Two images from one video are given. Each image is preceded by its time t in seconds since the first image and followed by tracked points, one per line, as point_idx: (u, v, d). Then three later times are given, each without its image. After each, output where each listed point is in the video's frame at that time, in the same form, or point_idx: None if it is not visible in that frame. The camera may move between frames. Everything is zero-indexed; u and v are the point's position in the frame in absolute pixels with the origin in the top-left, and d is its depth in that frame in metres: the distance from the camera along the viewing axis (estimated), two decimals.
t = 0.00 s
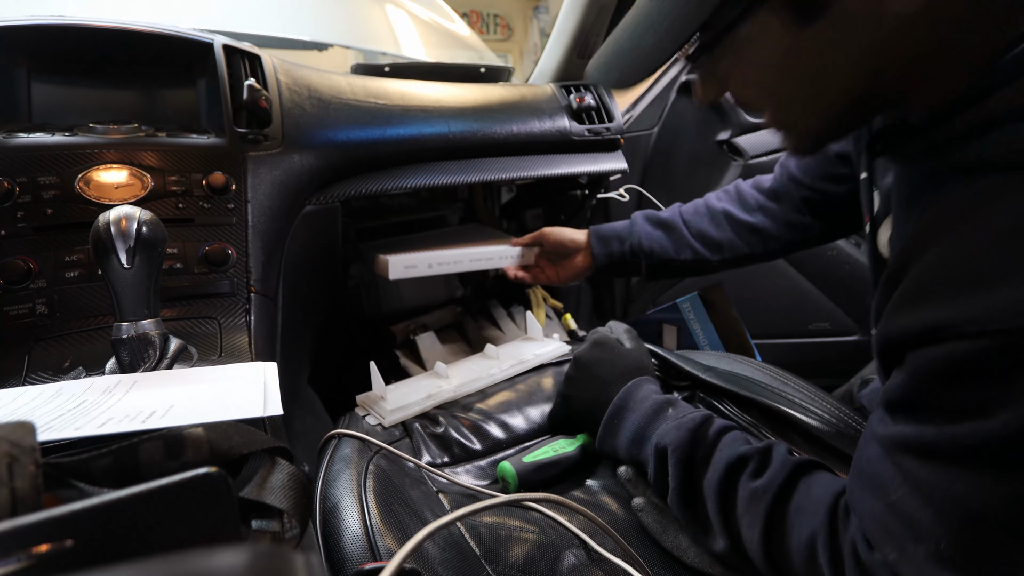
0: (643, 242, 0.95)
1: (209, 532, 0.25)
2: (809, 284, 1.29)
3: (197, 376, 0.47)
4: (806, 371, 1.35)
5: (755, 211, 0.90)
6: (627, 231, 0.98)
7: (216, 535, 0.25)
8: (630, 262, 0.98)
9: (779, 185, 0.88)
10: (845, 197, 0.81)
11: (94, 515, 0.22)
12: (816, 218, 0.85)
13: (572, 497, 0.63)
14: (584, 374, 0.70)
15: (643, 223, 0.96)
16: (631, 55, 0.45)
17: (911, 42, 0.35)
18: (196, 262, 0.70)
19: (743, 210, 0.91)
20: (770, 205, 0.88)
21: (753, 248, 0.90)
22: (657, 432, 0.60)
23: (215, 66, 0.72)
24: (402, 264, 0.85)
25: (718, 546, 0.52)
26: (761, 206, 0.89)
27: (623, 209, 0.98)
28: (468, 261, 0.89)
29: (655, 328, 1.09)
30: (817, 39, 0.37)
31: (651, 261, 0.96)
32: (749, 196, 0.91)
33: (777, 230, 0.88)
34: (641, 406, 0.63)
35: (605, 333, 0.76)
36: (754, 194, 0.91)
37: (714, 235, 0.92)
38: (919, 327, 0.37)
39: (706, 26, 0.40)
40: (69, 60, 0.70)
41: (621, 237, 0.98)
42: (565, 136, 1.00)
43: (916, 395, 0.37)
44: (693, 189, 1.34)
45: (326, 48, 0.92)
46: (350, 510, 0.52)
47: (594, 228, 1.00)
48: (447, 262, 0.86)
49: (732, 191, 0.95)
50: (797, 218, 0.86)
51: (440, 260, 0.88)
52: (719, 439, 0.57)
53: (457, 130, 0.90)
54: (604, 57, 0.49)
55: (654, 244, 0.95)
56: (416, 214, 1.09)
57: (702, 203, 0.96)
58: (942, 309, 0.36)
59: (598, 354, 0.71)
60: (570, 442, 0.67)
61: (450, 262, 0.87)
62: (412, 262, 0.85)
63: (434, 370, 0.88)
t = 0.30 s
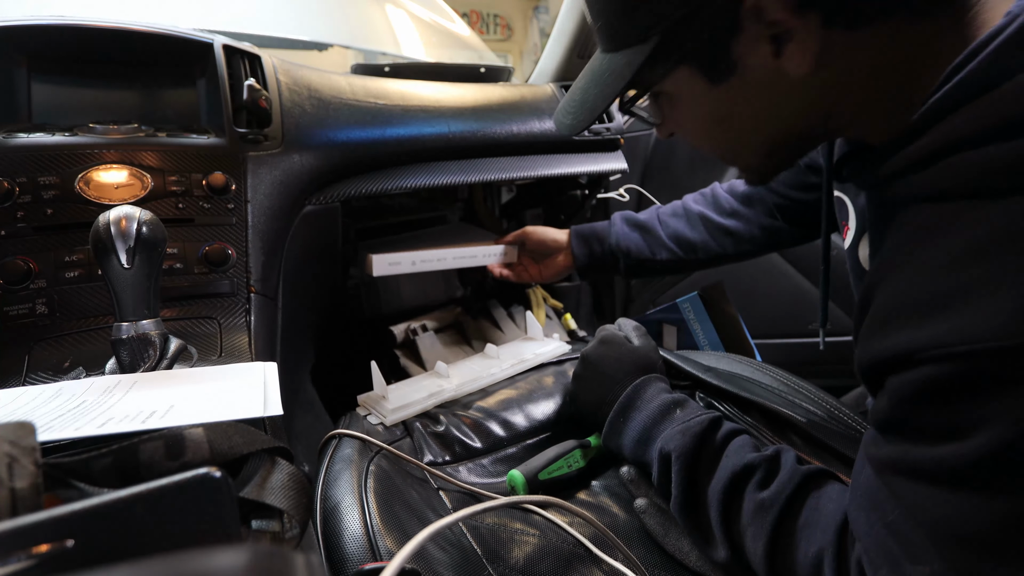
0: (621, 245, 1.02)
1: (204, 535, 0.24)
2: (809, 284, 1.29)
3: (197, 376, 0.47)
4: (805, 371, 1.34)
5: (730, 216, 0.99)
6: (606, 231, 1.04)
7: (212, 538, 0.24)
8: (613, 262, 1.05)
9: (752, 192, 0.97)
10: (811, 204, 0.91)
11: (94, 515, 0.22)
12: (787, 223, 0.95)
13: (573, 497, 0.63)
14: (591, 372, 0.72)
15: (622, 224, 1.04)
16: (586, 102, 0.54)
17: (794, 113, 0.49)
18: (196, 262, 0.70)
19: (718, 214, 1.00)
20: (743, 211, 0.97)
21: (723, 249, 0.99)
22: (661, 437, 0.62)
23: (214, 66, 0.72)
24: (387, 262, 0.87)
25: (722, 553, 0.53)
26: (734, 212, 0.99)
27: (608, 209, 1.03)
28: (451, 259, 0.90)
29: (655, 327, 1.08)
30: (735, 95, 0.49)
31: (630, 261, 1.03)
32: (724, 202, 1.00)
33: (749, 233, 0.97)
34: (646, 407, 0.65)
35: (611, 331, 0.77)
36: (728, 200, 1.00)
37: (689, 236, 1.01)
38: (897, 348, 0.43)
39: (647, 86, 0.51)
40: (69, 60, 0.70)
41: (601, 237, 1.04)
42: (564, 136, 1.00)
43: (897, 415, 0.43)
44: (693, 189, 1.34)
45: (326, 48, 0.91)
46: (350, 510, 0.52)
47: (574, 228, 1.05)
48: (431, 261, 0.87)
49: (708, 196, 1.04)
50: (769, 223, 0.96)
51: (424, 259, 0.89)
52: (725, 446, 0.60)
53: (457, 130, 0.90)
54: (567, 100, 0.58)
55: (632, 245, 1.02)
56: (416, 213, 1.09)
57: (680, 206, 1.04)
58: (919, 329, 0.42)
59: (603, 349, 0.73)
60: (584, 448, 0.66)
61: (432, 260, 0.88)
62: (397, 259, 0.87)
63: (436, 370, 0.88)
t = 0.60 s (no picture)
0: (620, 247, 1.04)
1: (202, 537, 0.24)
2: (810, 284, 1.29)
3: (197, 376, 0.47)
4: (806, 371, 1.34)
5: (728, 219, 0.99)
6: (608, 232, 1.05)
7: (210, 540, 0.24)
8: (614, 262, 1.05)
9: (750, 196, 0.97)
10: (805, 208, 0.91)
11: (95, 515, 0.22)
12: (784, 226, 0.95)
13: (573, 497, 0.63)
14: (590, 374, 0.72)
15: (623, 225, 1.05)
16: (572, 117, 0.59)
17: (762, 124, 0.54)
18: (196, 262, 0.70)
19: (718, 217, 1.00)
20: (741, 215, 0.98)
21: (722, 252, 1.00)
22: (660, 439, 0.62)
23: (214, 66, 0.72)
24: (391, 259, 0.87)
25: (719, 558, 0.53)
26: (732, 215, 0.99)
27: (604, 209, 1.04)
28: (456, 257, 0.91)
29: (655, 326, 1.08)
30: (703, 105, 0.54)
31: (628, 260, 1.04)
32: (724, 204, 1.01)
33: (747, 237, 0.97)
34: (646, 408, 0.66)
35: (611, 332, 0.77)
36: (728, 203, 1.00)
37: (688, 240, 1.02)
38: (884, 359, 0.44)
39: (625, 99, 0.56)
40: (69, 61, 0.70)
41: (603, 239, 1.05)
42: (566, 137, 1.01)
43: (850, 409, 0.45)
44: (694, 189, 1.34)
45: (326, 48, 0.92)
46: (350, 511, 0.52)
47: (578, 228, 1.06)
48: (436, 258, 0.88)
49: (709, 198, 1.04)
50: (767, 226, 0.96)
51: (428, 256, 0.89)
52: (723, 449, 0.60)
53: (457, 130, 0.90)
54: (558, 116, 0.62)
55: (632, 247, 1.04)
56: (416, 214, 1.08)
57: (681, 207, 1.05)
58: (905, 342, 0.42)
59: (603, 353, 0.73)
60: (586, 449, 0.66)
61: (438, 257, 0.89)
62: (401, 256, 0.87)
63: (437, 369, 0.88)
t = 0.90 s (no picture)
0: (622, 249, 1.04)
1: (201, 538, 0.24)
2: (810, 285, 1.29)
3: (197, 376, 0.47)
4: (805, 372, 1.34)
5: (727, 224, 0.99)
6: (611, 233, 1.05)
7: (209, 541, 0.24)
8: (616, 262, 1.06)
9: (749, 201, 0.97)
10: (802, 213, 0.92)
11: (94, 514, 0.22)
12: (781, 232, 0.96)
13: (574, 497, 0.63)
14: (590, 377, 0.72)
15: (625, 227, 1.05)
16: (562, 123, 0.59)
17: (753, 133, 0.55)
18: (196, 262, 0.70)
19: (717, 221, 1.00)
20: (740, 220, 0.98)
21: (722, 257, 1.00)
22: (658, 441, 0.62)
23: (214, 66, 0.72)
24: (398, 261, 0.87)
25: (718, 559, 0.53)
26: (732, 219, 0.99)
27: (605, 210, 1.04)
28: (461, 256, 0.91)
29: (655, 326, 1.08)
30: (694, 115, 0.55)
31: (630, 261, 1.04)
32: (723, 208, 1.01)
33: (746, 242, 0.98)
34: (645, 409, 0.66)
35: (610, 333, 0.77)
36: (728, 207, 1.00)
37: (689, 244, 1.02)
38: (880, 364, 0.44)
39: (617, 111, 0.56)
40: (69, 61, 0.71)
41: (605, 240, 1.05)
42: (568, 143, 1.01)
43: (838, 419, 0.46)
44: (693, 190, 1.34)
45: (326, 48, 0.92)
46: (350, 510, 0.52)
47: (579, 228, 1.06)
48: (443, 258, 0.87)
49: (710, 201, 1.04)
50: (766, 233, 0.96)
51: (434, 257, 0.89)
52: (722, 450, 0.60)
53: (457, 130, 0.90)
54: (548, 122, 0.62)
55: (634, 249, 1.04)
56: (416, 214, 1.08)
57: (683, 210, 1.05)
58: (900, 346, 0.42)
59: (602, 354, 0.73)
60: (586, 449, 0.66)
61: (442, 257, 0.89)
62: (407, 258, 0.86)
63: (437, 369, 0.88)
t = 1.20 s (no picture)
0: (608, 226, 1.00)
1: (201, 539, 0.24)
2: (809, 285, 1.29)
3: (196, 376, 0.47)
4: (805, 372, 1.34)
5: (710, 215, 1.01)
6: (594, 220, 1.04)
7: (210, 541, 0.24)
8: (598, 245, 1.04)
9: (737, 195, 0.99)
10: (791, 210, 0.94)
11: (95, 514, 0.22)
12: (765, 225, 0.98)
13: (574, 497, 0.63)
14: (590, 379, 0.72)
15: (607, 213, 1.04)
16: (556, 119, 0.59)
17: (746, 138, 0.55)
18: (195, 262, 0.70)
19: (700, 211, 1.01)
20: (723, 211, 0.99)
21: (702, 245, 1.02)
22: (656, 443, 0.62)
23: (214, 66, 0.72)
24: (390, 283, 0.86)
25: (718, 561, 0.54)
26: (714, 210, 1.01)
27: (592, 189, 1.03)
28: (453, 266, 0.91)
29: (655, 326, 1.08)
30: (687, 120, 0.55)
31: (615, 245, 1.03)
32: (707, 199, 1.02)
33: (727, 233, 0.99)
34: (644, 411, 0.66)
35: (609, 335, 0.77)
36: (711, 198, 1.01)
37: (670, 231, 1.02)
38: (881, 366, 0.44)
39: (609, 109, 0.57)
40: (69, 60, 0.70)
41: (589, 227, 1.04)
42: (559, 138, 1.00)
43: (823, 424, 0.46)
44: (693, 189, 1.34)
45: (326, 48, 0.92)
46: (350, 510, 0.52)
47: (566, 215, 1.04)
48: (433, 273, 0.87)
49: (693, 190, 1.05)
50: (748, 225, 0.98)
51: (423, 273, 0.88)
52: (722, 450, 0.59)
53: (456, 130, 0.90)
54: (539, 117, 0.62)
55: (615, 236, 1.03)
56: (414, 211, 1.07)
57: (665, 198, 1.06)
58: (901, 346, 0.42)
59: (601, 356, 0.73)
60: (587, 449, 0.66)
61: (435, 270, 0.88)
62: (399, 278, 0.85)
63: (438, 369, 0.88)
